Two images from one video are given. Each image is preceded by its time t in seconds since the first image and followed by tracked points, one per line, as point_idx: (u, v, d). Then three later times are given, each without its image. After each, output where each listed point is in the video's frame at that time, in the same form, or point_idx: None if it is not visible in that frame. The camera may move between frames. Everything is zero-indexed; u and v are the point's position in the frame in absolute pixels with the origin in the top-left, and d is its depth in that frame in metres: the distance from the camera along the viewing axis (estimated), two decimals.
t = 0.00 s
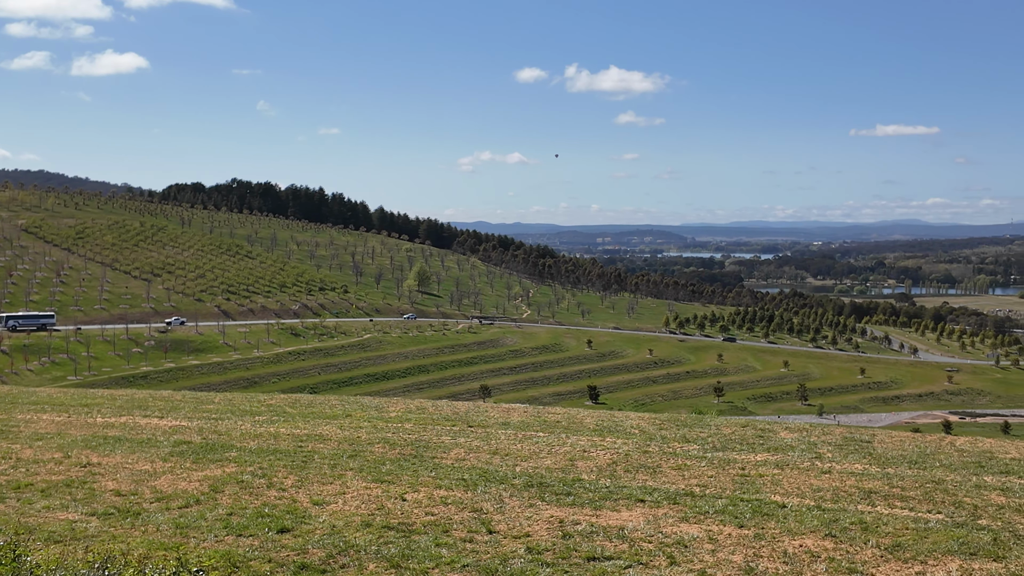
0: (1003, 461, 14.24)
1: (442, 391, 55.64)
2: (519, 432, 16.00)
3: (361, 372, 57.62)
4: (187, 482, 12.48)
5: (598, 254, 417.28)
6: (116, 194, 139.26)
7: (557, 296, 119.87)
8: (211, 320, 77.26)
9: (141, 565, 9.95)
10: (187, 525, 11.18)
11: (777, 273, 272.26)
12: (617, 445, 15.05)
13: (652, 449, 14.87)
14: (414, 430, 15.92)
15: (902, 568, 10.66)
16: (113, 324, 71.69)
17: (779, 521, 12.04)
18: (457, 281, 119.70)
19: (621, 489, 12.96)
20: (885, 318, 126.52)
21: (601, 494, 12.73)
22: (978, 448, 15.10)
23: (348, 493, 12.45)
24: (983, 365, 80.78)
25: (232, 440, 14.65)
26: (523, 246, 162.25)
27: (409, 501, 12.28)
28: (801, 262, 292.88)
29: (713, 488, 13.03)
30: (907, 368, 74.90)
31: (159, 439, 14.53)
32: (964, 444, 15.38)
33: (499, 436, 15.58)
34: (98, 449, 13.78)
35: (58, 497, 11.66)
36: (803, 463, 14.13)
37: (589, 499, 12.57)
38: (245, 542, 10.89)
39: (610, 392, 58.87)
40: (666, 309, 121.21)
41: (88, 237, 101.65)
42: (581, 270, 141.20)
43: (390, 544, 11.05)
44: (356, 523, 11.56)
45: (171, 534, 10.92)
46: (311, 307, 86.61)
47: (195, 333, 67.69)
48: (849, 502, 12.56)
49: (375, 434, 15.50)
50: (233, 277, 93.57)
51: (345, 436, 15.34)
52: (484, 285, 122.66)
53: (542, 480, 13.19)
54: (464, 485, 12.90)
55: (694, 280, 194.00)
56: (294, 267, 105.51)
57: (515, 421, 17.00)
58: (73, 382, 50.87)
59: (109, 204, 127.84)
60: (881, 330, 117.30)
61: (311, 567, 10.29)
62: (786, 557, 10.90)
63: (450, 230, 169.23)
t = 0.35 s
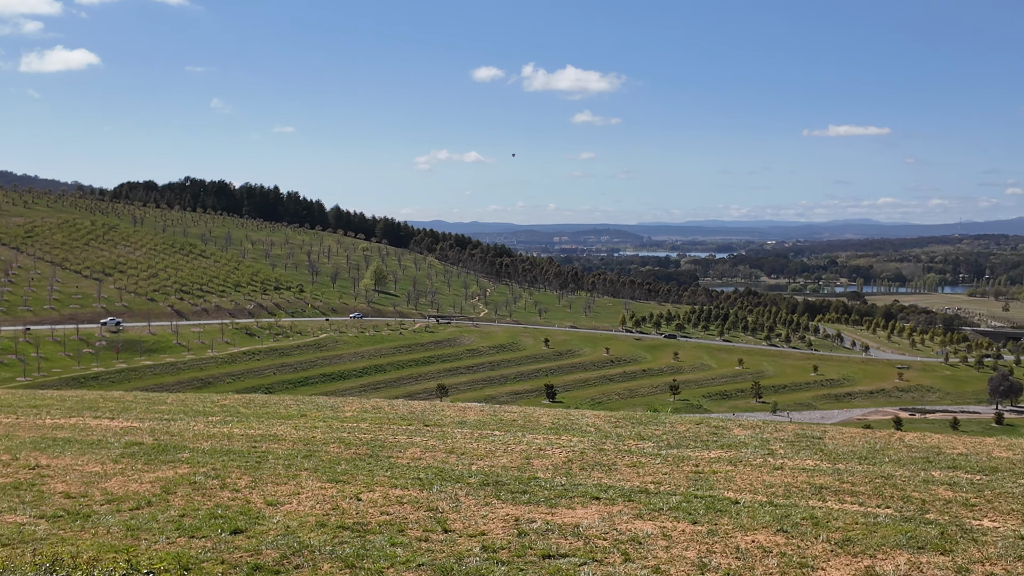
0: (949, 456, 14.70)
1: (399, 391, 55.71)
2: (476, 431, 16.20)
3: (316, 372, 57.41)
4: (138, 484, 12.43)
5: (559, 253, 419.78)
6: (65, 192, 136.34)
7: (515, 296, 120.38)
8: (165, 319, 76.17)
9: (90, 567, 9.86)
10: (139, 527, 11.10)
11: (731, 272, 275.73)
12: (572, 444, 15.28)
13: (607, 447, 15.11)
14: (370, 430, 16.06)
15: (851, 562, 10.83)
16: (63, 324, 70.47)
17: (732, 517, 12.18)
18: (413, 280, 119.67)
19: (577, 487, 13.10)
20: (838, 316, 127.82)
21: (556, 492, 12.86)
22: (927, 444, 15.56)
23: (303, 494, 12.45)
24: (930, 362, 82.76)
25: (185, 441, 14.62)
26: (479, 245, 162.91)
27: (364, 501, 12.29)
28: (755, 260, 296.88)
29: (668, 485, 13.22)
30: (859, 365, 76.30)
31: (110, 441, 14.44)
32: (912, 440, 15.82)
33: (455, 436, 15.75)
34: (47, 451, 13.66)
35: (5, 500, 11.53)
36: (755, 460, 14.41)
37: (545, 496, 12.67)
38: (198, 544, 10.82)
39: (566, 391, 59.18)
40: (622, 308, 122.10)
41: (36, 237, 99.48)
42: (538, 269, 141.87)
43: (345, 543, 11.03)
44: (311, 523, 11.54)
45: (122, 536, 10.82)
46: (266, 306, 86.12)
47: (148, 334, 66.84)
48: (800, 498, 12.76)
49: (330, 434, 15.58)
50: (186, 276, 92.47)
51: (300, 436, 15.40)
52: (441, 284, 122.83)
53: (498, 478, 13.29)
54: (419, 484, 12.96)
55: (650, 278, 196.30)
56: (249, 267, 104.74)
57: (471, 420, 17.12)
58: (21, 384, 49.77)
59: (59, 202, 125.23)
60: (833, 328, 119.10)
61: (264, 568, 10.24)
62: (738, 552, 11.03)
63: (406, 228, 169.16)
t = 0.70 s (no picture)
0: (893, 451, 15.12)
1: (351, 391, 55.78)
2: (427, 430, 16.34)
3: (266, 372, 57.09)
4: (83, 487, 12.32)
5: (518, 253, 421.86)
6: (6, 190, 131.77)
7: (467, 295, 120.42)
8: (112, 319, 74.64)
9: (32, 571, 9.69)
10: (83, 530, 10.98)
11: (682, 270, 278.28)
12: (524, 442, 15.45)
13: (559, 445, 15.32)
14: (320, 430, 16.12)
15: (798, 556, 10.99)
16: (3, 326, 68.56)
17: (682, 513, 12.32)
18: (365, 280, 119.50)
19: (529, 485, 13.19)
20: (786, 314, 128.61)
21: (507, 491, 12.95)
22: (872, 440, 16.04)
23: (252, 495, 12.42)
24: (876, 359, 84.53)
25: (131, 443, 14.53)
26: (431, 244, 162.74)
27: (314, 501, 12.29)
28: (704, 260, 300.32)
29: (618, 482, 13.38)
30: (806, 363, 77.46)
31: (54, 443, 14.30)
32: (857, 436, 16.28)
33: (406, 436, 15.86)
34: None
35: None
36: (704, 457, 14.67)
37: (496, 495, 12.75)
38: (145, 547, 10.71)
39: (519, 390, 59.24)
40: (574, 306, 122.97)
41: None
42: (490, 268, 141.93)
43: (295, 544, 10.97)
44: (260, 525, 11.49)
45: (66, 540, 10.69)
46: (216, 306, 85.10)
47: (93, 334, 65.51)
48: (748, 494, 12.93)
49: (279, 435, 15.61)
50: (133, 276, 90.42)
51: (249, 437, 15.41)
52: (393, 283, 122.74)
53: (450, 477, 13.35)
54: (370, 484, 12.99)
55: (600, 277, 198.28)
56: (197, 266, 103.17)
57: (422, 419, 17.22)
58: None
59: None
60: (781, 327, 120.04)
61: (212, 570, 10.15)
62: (688, 549, 11.14)
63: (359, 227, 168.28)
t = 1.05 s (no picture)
0: (836, 447, 15.57)
1: (299, 390, 55.87)
2: (376, 430, 16.56)
3: (213, 373, 56.72)
4: (23, 490, 12.18)
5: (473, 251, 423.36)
6: None
7: (416, 293, 120.00)
8: (53, 320, 72.42)
9: None
10: (24, 534, 10.85)
11: (630, 268, 279.78)
12: (474, 441, 15.71)
13: (508, 443, 15.59)
14: (267, 431, 16.21)
15: (743, 551, 11.11)
16: None
17: (629, 510, 12.44)
18: (313, 279, 118.79)
19: (477, 484, 13.28)
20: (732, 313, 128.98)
21: (456, 490, 13.05)
22: (815, 436, 16.62)
23: (197, 497, 12.38)
24: (821, 356, 86.13)
25: (73, 445, 14.42)
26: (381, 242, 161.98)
27: (260, 502, 12.28)
28: (652, 259, 303.67)
29: (566, 480, 13.54)
30: (752, 360, 78.41)
31: None
32: (801, 432, 16.83)
33: (355, 435, 16.02)
34: None
35: None
36: (652, 454, 14.96)
37: (445, 494, 12.84)
38: (86, 550, 10.56)
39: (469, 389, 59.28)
40: (524, 305, 123.58)
41: None
42: (439, 267, 141.47)
43: (241, 546, 10.91)
44: (205, 526, 11.43)
45: (5, 544, 10.54)
46: (160, 305, 83.49)
47: (32, 335, 63.68)
48: (695, 490, 13.13)
49: (225, 436, 15.64)
50: (75, 275, 87.48)
51: (195, 438, 15.41)
52: (341, 283, 122.10)
53: (398, 477, 13.43)
54: (318, 484, 13.04)
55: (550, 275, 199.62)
56: (141, 265, 100.80)
57: (371, 419, 17.46)
58: None
59: None
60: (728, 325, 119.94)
61: (156, 573, 10.05)
62: (634, 545, 11.23)
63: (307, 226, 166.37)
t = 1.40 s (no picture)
0: (778, 443, 15.90)
1: (243, 391, 55.92)
2: (321, 430, 16.69)
3: (154, 374, 56.08)
4: None
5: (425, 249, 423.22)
6: None
7: (360, 293, 118.89)
8: None
9: None
10: None
11: (576, 268, 280.57)
12: (420, 440, 15.87)
13: (455, 442, 15.80)
14: (210, 432, 16.18)
15: (686, 547, 11.22)
16: None
17: (575, 508, 12.53)
18: (257, 278, 117.23)
19: (422, 484, 13.33)
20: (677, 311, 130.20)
21: (402, 490, 13.10)
22: (757, 432, 17.01)
23: (137, 499, 12.29)
24: (764, 354, 87.37)
25: (9, 448, 14.24)
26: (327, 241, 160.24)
27: (203, 505, 12.22)
28: (599, 258, 305.13)
29: (512, 478, 13.64)
30: (697, 358, 79.07)
31: None
32: (744, 429, 17.29)
33: (299, 436, 16.09)
34: None
35: None
36: (597, 452, 15.18)
37: (390, 494, 12.87)
38: (23, 555, 10.37)
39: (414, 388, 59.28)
40: (470, 304, 123.64)
41: None
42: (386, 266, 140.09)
43: (183, 549, 10.80)
44: (146, 530, 11.31)
45: None
46: (99, 306, 81.46)
47: None
48: (639, 487, 13.31)
49: (167, 437, 15.57)
50: (10, 275, 84.16)
51: (135, 440, 15.32)
52: (286, 282, 120.81)
53: (343, 477, 13.47)
54: (262, 486, 13.02)
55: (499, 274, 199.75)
56: (79, 264, 97.96)
57: (315, 419, 17.61)
58: None
59: None
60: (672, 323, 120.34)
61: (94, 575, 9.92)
62: (579, 542, 11.30)
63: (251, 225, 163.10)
